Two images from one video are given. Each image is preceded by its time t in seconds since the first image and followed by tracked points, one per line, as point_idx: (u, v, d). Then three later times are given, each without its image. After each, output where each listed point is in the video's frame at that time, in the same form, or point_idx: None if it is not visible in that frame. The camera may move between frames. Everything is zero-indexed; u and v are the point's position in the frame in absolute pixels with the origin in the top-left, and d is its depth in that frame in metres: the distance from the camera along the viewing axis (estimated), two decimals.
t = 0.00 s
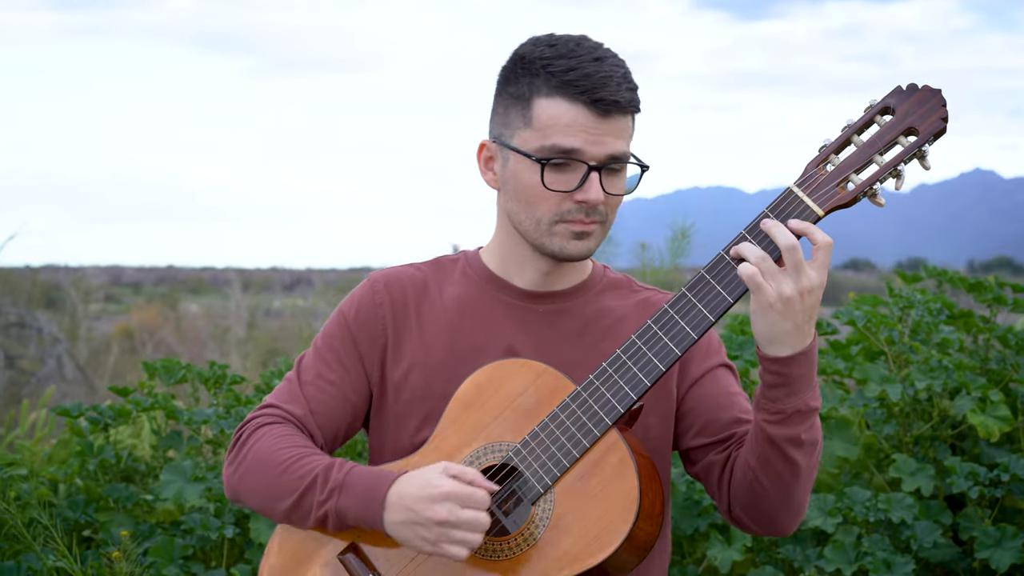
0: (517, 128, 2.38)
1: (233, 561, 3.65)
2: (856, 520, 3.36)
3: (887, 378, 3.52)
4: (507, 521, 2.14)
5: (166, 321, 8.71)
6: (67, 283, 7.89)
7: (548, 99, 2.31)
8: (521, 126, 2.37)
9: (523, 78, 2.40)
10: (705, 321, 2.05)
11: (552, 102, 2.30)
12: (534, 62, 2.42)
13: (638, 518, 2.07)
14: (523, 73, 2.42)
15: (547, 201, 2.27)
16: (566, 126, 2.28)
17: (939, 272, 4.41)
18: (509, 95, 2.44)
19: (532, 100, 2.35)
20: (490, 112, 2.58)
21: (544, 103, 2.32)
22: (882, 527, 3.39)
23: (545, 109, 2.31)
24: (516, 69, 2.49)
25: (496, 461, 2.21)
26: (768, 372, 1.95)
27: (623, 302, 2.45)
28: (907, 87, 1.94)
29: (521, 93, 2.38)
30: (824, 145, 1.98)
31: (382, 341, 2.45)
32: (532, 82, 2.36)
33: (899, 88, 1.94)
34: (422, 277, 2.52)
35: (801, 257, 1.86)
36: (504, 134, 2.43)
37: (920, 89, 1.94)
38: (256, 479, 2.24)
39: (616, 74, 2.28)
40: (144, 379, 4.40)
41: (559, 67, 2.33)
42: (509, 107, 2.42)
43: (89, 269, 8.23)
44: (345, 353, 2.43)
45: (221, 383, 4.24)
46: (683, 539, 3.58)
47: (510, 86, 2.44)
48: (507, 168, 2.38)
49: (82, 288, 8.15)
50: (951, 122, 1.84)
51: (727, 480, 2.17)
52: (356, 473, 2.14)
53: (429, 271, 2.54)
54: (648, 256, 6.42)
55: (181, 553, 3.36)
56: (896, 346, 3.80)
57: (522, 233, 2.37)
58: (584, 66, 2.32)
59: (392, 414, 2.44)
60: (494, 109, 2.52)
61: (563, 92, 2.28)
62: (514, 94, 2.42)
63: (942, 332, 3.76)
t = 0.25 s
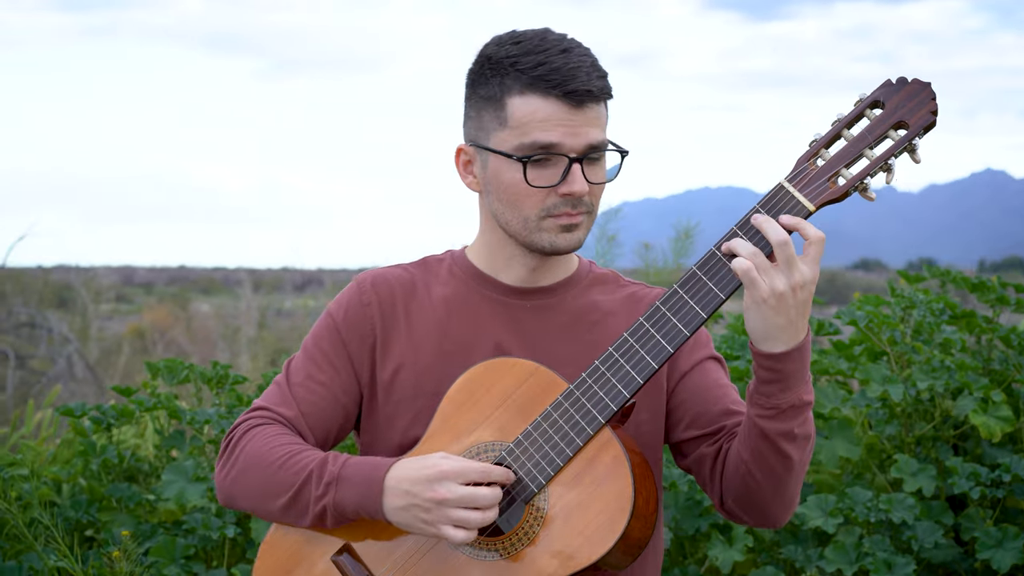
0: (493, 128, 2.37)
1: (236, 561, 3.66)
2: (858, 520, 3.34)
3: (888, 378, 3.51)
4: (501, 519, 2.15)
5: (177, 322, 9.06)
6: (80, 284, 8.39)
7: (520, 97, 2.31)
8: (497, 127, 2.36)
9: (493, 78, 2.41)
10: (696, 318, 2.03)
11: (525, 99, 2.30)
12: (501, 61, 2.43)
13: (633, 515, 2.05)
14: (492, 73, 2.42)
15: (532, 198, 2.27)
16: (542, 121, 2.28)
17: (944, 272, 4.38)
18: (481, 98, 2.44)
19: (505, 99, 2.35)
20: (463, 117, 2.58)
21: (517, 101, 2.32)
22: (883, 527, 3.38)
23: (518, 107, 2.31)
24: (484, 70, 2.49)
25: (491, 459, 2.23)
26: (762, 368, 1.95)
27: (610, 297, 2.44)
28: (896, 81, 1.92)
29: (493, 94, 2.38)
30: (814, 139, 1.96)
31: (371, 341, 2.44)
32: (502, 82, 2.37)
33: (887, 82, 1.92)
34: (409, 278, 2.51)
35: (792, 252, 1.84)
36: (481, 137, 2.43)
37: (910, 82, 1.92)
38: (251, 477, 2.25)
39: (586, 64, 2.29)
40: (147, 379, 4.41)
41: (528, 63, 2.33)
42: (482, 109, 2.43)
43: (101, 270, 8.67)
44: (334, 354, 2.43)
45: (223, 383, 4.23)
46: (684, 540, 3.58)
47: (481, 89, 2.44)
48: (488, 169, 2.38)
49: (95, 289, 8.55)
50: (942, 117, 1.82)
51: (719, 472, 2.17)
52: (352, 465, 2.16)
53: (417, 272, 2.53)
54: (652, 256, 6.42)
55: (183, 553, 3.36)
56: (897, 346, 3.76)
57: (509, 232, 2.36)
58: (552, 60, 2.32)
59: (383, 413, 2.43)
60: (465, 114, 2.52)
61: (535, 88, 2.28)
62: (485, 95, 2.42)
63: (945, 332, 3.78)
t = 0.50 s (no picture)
0: (466, 133, 2.33)
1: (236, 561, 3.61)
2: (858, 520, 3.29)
3: (889, 377, 3.47)
4: (491, 519, 2.11)
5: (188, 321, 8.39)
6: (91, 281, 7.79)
7: (490, 100, 2.27)
8: (470, 132, 2.32)
9: (461, 84, 2.37)
10: (684, 314, 2.01)
11: (495, 102, 2.26)
12: (467, 65, 2.39)
13: (621, 516, 2.00)
14: (460, 79, 2.38)
15: (512, 199, 2.22)
16: (514, 122, 2.23)
17: (946, 270, 4.28)
18: (452, 105, 2.40)
19: (475, 104, 2.31)
20: (434, 126, 2.54)
21: (487, 105, 2.28)
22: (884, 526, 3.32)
23: (490, 111, 2.27)
24: (451, 77, 2.45)
25: (480, 460, 2.18)
26: (750, 363, 1.90)
27: (596, 295, 2.37)
28: (879, 75, 1.91)
29: (462, 99, 2.34)
30: (798, 134, 1.94)
31: (353, 350, 2.39)
32: (471, 86, 2.33)
33: (870, 75, 1.90)
34: (392, 283, 2.45)
35: (777, 245, 1.81)
36: (454, 143, 2.38)
37: (892, 76, 1.90)
38: (227, 493, 2.24)
39: (552, 61, 2.25)
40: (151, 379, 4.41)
41: (495, 66, 2.29)
42: (453, 115, 2.38)
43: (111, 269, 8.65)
44: (315, 364, 2.39)
45: (225, 382, 4.19)
46: (686, 539, 3.56)
47: (450, 96, 2.40)
48: (465, 174, 2.33)
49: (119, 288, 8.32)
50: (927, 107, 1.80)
51: (708, 469, 2.10)
52: (325, 487, 2.14)
53: (400, 276, 2.46)
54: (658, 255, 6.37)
55: (183, 552, 3.34)
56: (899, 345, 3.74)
57: (490, 235, 2.30)
58: (519, 59, 2.28)
59: (369, 421, 2.38)
60: (438, 123, 2.48)
61: (505, 89, 2.24)
62: (455, 101, 2.38)
63: (946, 331, 3.75)
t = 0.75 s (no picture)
0: (451, 137, 2.31)
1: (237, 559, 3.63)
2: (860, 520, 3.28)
3: (891, 377, 3.44)
4: (481, 519, 2.12)
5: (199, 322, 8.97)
6: (101, 283, 8.20)
7: (476, 101, 2.25)
8: (455, 134, 2.30)
9: (444, 88, 2.35)
10: (668, 312, 1.99)
11: (481, 103, 2.25)
12: (446, 69, 2.37)
13: (607, 515, 1.98)
14: (442, 83, 2.37)
15: (504, 198, 2.19)
16: (501, 121, 2.21)
17: (950, 269, 4.27)
18: (434, 110, 2.38)
19: (459, 106, 2.29)
20: (412, 138, 2.52)
21: (472, 106, 2.26)
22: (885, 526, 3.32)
23: (476, 112, 2.25)
24: (428, 82, 2.44)
25: (468, 459, 2.17)
26: (738, 360, 1.85)
27: (581, 293, 2.34)
28: (864, 69, 1.87)
29: (445, 103, 2.33)
30: (782, 131, 1.91)
31: (336, 356, 2.38)
32: (453, 89, 2.31)
33: (854, 70, 1.86)
34: (377, 287, 2.44)
35: (761, 242, 1.77)
36: (439, 148, 2.35)
37: (878, 71, 1.86)
38: (210, 502, 2.23)
39: (534, 57, 2.24)
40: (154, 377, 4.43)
41: (478, 67, 2.28)
42: (436, 120, 2.36)
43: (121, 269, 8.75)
44: (300, 371, 2.39)
45: (227, 381, 4.19)
46: (687, 538, 3.56)
47: (433, 101, 2.38)
48: (453, 179, 2.30)
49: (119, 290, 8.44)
50: (910, 102, 1.76)
51: (697, 465, 2.08)
52: (301, 497, 2.11)
53: (385, 281, 2.45)
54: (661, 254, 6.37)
55: (183, 550, 3.36)
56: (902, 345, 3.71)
57: (483, 237, 2.27)
58: (498, 59, 2.28)
59: (357, 424, 2.36)
60: (420, 131, 2.45)
61: (489, 89, 2.23)
62: (437, 106, 2.37)
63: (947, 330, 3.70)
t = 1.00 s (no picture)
0: (439, 136, 2.32)
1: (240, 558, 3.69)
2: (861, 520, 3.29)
3: (893, 376, 3.44)
4: (476, 518, 2.14)
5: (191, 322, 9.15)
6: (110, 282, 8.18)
7: (463, 98, 2.28)
8: (443, 133, 2.31)
9: (430, 86, 2.37)
10: (656, 309, 2.00)
11: (469, 100, 2.27)
12: (431, 68, 2.39)
13: (599, 511, 1.99)
14: (428, 82, 2.38)
15: (495, 195, 2.21)
16: (490, 118, 2.24)
17: (954, 269, 4.21)
18: (422, 109, 2.39)
19: (446, 104, 2.31)
20: (397, 138, 2.52)
21: (459, 103, 2.28)
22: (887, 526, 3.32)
23: (464, 109, 2.27)
24: (413, 82, 2.46)
25: (460, 459, 2.18)
26: (738, 352, 1.85)
27: (572, 291, 2.34)
28: (848, 60, 1.87)
29: (432, 102, 2.35)
30: (766, 123, 1.93)
31: (328, 357, 2.38)
32: (439, 88, 2.33)
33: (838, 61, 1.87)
34: (367, 289, 2.43)
35: (749, 230, 1.77)
36: (427, 147, 2.37)
37: (861, 62, 1.86)
38: (205, 507, 2.24)
39: (519, 52, 2.27)
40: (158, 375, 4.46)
41: (464, 64, 2.30)
42: (423, 119, 2.38)
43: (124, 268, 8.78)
44: (292, 373, 2.38)
45: (229, 380, 4.25)
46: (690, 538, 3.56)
47: (419, 100, 2.40)
48: (442, 177, 2.31)
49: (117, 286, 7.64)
50: (893, 94, 1.77)
51: (696, 458, 2.08)
52: (293, 500, 2.12)
53: (375, 281, 2.45)
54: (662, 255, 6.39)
55: (186, 549, 3.42)
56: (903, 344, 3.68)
57: (474, 235, 2.29)
58: (483, 55, 2.30)
59: (350, 426, 2.36)
60: (406, 131, 2.46)
61: (477, 86, 2.25)
62: (424, 105, 2.38)
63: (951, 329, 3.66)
